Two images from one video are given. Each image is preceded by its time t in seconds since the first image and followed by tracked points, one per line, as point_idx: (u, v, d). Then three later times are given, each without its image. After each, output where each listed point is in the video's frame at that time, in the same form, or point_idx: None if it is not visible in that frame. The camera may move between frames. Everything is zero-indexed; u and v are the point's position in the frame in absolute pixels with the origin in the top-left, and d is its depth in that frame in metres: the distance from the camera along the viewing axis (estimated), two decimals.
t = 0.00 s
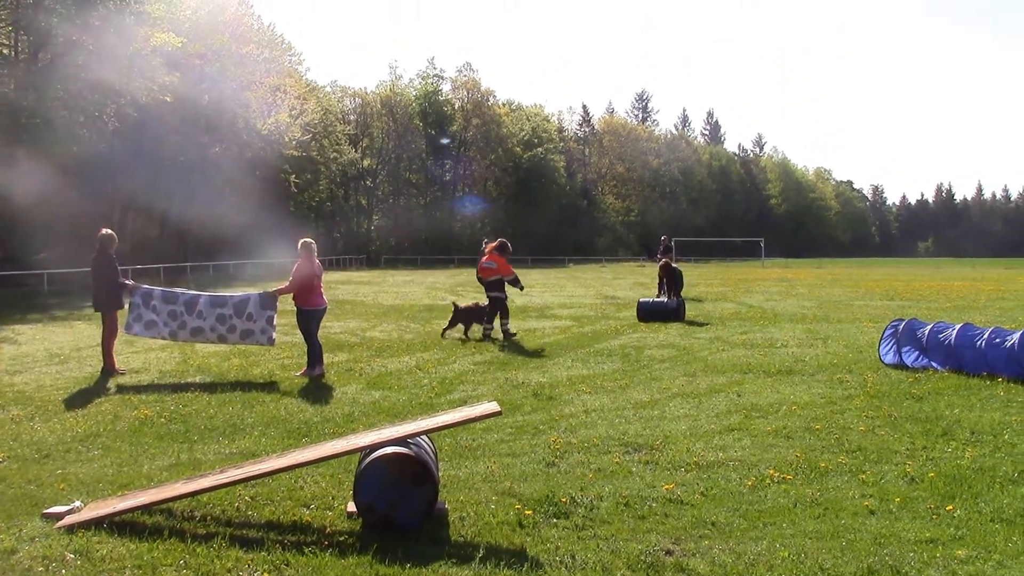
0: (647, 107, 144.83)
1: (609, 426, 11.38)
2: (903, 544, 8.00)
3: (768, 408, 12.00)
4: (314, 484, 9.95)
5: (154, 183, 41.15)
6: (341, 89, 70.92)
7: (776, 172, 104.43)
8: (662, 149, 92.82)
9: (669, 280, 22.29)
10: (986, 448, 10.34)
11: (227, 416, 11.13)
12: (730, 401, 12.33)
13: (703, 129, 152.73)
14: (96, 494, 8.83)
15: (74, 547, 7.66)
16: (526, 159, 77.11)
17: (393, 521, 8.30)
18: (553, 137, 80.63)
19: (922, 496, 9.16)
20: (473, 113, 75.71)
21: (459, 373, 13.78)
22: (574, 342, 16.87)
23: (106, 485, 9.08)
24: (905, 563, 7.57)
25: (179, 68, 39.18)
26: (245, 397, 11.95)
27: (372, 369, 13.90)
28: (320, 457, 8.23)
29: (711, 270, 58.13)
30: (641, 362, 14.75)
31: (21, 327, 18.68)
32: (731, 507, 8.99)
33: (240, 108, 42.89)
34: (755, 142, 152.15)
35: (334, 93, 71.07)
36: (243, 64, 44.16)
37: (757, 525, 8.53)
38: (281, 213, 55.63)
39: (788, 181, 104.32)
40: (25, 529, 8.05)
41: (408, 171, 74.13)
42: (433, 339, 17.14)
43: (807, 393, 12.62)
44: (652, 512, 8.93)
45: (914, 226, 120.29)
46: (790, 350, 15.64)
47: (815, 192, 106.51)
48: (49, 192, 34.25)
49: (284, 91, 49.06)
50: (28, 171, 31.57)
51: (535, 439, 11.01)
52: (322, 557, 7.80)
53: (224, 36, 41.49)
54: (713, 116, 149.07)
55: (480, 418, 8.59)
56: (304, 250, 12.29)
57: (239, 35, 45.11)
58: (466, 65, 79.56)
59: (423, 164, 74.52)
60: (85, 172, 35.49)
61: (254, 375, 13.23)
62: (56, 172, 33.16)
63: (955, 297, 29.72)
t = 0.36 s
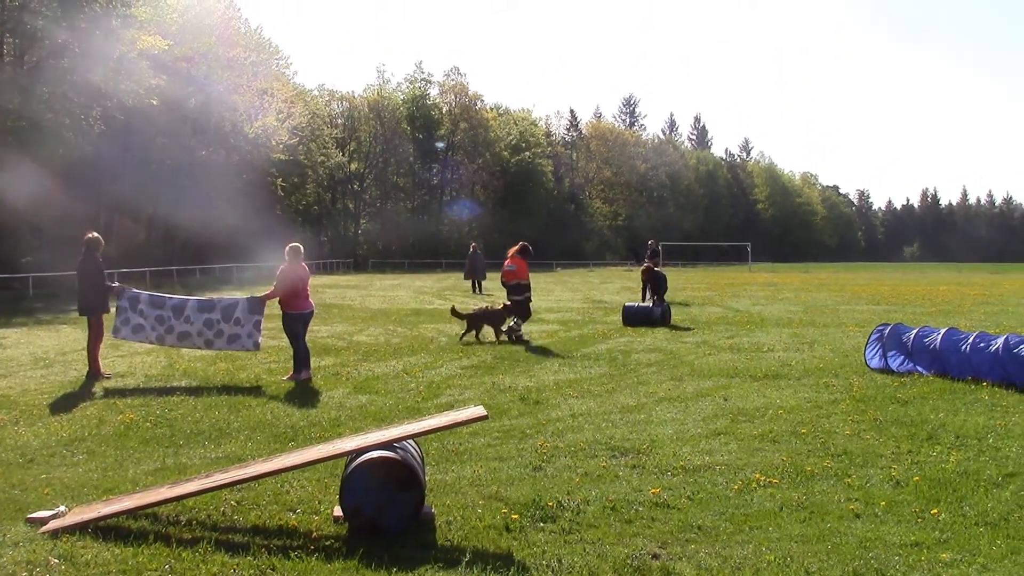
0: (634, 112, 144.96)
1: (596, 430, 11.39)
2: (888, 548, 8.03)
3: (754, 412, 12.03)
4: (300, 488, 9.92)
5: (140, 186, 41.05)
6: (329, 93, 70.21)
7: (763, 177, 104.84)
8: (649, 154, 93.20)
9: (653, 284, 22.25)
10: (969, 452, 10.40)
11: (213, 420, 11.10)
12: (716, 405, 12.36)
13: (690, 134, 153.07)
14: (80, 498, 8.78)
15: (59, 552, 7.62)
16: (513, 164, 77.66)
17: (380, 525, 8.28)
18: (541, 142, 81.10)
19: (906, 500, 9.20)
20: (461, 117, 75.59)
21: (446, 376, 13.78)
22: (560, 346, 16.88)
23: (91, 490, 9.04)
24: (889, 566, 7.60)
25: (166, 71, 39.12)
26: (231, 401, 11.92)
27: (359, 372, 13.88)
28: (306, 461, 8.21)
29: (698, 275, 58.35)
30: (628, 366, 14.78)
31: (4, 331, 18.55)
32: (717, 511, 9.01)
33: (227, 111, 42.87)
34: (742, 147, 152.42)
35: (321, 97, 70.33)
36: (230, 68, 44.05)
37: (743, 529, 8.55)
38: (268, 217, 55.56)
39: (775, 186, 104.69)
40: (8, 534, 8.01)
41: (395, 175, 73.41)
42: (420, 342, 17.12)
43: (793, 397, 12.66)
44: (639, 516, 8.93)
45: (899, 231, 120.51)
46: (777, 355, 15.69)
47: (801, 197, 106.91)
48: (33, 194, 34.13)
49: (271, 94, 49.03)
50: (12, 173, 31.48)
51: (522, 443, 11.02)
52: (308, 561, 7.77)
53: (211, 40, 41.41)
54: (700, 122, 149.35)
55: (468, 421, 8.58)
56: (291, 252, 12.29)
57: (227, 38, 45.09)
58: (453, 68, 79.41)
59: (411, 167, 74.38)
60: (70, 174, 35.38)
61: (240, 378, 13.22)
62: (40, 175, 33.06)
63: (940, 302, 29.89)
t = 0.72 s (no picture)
0: (628, 112, 144.83)
1: (590, 431, 11.40)
2: (881, 548, 8.04)
3: (748, 412, 12.05)
4: (293, 490, 9.92)
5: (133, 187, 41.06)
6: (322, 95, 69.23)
7: (757, 178, 105.04)
8: (644, 155, 93.26)
9: (646, 284, 22.15)
10: (962, 451, 10.42)
11: (206, 423, 11.09)
12: (710, 406, 12.37)
13: (684, 135, 153.11)
14: (73, 501, 8.77)
15: (51, 555, 7.61)
16: (507, 165, 78.10)
17: (373, 526, 8.28)
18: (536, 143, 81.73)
19: (899, 500, 9.21)
20: (455, 119, 75.66)
21: (440, 378, 13.79)
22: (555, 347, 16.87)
23: (85, 492, 9.03)
24: (882, 566, 7.61)
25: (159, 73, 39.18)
26: (224, 403, 11.92)
27: (352, 374, 13.89)
28: (300, 463, 8.20)
29: (693, 276, 58.50)
30: (622, 367, 14.81)
31: None
32: (710, 511, 9.02)
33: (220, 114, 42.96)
34: (735, 148, 152.46)
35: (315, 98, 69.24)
36: (223, 70, 44.14)
37: (736, 529, 8.56)
38: (263, 219, 55.63)
39: (768, 187, 104.99)
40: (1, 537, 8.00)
41: (389, 176, 73.17)
42: (414, 344, 17.11)
43: (786, 397, 12.67)
44: (633, 517, 8.94)
45: (892, 230, 120.16)
46: (771, 355, 15.70)
47: (794, 198, 107.07)
48: (28, 196, 34.19)
49: (265, 96, 49.14)
50: (7, 175, 31.57)
51: (515, 444, 11.02)
52: (301, 563, 7.77)
53: (204, 42, 41.52)
54: (693, 122, 149.39)
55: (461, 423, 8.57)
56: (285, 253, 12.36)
57: (220, 40, 45.17)
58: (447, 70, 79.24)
59: (406, 169, 74.14)
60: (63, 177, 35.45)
61: (234, 380, 13.24)
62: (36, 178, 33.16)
63: (933, 302, 29.98)
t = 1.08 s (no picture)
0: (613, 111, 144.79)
1: (575, 429, 11.42)
2: (864, 544, 8.08)
3: (732, 410, 12.09)
4: (277, 489, 9.90)
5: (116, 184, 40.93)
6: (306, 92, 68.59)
7: (742, 176, 105.32)
8: (629, 154, 93.43)
9: (630, 281, 22.23)
10: (944, 448, 10.49)
11: (190, 421, 11.05)
12: (694, 404, 12.40)
13: (668, 133, 153.29)
14: (55, 501, 8.71)
15: (33, 555, 7.57)
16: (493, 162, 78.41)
17: (357, 525, 8.26)
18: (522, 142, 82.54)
19: (882, 496, 9.26)
20: (439, 117, 75.68)
21: (424, 376, 13.77)
22: (541, 345, 16.87)
23: (66, 491, 8.97)
24: (865, 563, 7.64)
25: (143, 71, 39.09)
26: (208, 401, 11.88)
27: (337, 373, 13.86)
28: (283, 461, 8.17)
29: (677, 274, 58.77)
30: (606, 365, 14.84)
31: None
32: (694, 508, 9.04)
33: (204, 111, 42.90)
34: (720, 147, 152.86)
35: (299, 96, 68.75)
36: (207, 67, 44.07)
37: (720, 526, 8.59)
38: (248, 218, 55.46)
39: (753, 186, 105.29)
40: None
41: (373, 174, 72.80)
42: (398, 343, 17.07)
43: (770, 395, 12.72)
44: (617, 514, 8.96)
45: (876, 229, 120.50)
46: (754, 353, 15.75)
47: (779, 196, 107.45)
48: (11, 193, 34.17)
49: (248, 94, 49.08)
50: None
51: (500, 442, 11.03)
52: (285, 562, 7.76)
53: (187, 39, 41.49)
54: (678, 121, 149.60)
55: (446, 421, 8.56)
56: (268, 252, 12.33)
57: (204, 38, 45.09)
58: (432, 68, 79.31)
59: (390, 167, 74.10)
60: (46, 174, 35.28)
61: (218, 379, 13.20)
62: (18, 176, 33.00)
63: (914, 300, 30.16)
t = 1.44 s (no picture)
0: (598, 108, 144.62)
1: (562, 426, 11.43)
2: (849, 538, 8.12)
3: (718, 406, 12.14)
4: (264, 488, 9.88)
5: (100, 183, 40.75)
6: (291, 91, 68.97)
7: (726, 173, 105.49)
8: (615, 151, 93.53)
9: (614, 278, 22.28)
10: (928, 442, 10.56)
11: (176, 421, 11.04)
12: (680, 400, 12.45)
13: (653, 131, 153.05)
14: (41, 502, 8.65)
15: (19, 556, 7.54)
16: (479, 160, 78.30)
17: (345, 524, 8.25)
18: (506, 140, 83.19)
19: (868, 491, 9.30)
20: (425, 115, 75.67)
21: (412, 374, 13.78)
22: (527, 342, 16.89)
23: (52, 493, 8.92)
24: (850, 557, 7.68)
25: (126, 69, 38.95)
26: (194, 401, 11.86)
27: (324, 371, 13.86)
28: (270, 461, 8.14)
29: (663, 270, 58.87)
30: (593, 361, 14.86)
31: None
32: (681, 504, 9.07)
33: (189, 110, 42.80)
34: (704, 143, 152.96)
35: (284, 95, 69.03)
36: (191, 65, 43.93)
37: (707, 522, 8.62)
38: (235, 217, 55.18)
39: (738, 182, 105.51)
40: None
41: (359, 172, 73.25)
42: (385, 341, 17.06)
43: (756, 390, 12.77)
44: (604, 510, 8.98)
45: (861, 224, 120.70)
46: (740, 349, 15.80)
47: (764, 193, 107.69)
48: None
49: (232, 93, 48.97)
50: None
51: (487, 439, 11.04)
52: (272, 561, 7.74)
53: (171, 38, 41.42)
54: (664, 118, 149.43)
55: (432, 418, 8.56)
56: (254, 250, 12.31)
57: (189, 37, 44.99)
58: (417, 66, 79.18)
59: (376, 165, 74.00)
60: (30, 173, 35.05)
61: (203, 378, 13.17)
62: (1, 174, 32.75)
63: (899, 295, 30.29)
